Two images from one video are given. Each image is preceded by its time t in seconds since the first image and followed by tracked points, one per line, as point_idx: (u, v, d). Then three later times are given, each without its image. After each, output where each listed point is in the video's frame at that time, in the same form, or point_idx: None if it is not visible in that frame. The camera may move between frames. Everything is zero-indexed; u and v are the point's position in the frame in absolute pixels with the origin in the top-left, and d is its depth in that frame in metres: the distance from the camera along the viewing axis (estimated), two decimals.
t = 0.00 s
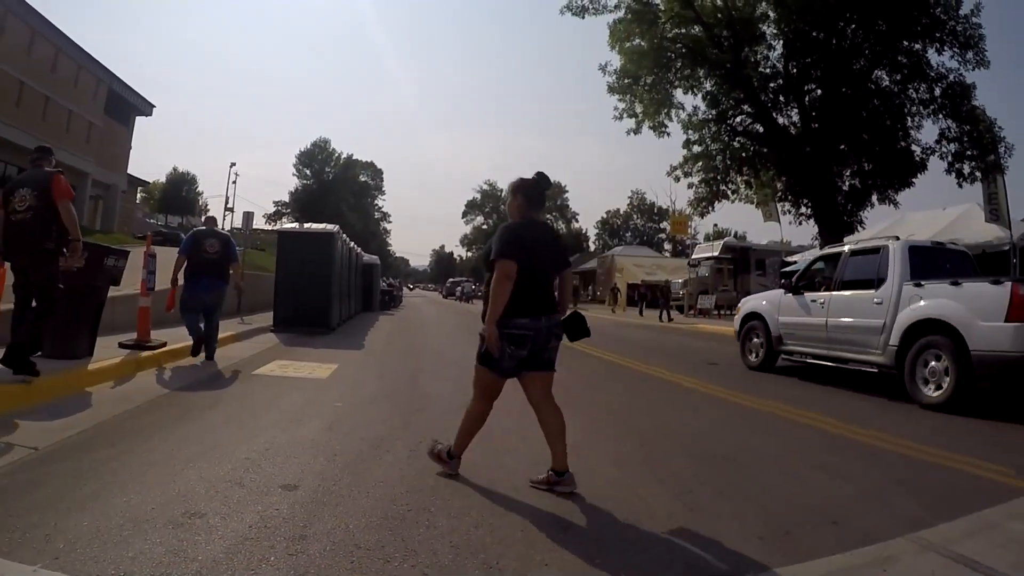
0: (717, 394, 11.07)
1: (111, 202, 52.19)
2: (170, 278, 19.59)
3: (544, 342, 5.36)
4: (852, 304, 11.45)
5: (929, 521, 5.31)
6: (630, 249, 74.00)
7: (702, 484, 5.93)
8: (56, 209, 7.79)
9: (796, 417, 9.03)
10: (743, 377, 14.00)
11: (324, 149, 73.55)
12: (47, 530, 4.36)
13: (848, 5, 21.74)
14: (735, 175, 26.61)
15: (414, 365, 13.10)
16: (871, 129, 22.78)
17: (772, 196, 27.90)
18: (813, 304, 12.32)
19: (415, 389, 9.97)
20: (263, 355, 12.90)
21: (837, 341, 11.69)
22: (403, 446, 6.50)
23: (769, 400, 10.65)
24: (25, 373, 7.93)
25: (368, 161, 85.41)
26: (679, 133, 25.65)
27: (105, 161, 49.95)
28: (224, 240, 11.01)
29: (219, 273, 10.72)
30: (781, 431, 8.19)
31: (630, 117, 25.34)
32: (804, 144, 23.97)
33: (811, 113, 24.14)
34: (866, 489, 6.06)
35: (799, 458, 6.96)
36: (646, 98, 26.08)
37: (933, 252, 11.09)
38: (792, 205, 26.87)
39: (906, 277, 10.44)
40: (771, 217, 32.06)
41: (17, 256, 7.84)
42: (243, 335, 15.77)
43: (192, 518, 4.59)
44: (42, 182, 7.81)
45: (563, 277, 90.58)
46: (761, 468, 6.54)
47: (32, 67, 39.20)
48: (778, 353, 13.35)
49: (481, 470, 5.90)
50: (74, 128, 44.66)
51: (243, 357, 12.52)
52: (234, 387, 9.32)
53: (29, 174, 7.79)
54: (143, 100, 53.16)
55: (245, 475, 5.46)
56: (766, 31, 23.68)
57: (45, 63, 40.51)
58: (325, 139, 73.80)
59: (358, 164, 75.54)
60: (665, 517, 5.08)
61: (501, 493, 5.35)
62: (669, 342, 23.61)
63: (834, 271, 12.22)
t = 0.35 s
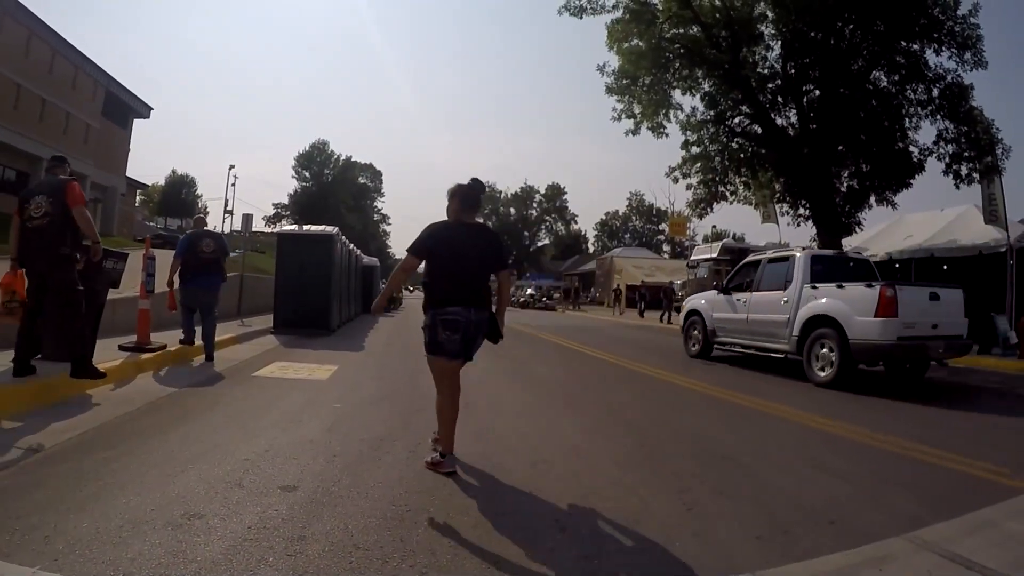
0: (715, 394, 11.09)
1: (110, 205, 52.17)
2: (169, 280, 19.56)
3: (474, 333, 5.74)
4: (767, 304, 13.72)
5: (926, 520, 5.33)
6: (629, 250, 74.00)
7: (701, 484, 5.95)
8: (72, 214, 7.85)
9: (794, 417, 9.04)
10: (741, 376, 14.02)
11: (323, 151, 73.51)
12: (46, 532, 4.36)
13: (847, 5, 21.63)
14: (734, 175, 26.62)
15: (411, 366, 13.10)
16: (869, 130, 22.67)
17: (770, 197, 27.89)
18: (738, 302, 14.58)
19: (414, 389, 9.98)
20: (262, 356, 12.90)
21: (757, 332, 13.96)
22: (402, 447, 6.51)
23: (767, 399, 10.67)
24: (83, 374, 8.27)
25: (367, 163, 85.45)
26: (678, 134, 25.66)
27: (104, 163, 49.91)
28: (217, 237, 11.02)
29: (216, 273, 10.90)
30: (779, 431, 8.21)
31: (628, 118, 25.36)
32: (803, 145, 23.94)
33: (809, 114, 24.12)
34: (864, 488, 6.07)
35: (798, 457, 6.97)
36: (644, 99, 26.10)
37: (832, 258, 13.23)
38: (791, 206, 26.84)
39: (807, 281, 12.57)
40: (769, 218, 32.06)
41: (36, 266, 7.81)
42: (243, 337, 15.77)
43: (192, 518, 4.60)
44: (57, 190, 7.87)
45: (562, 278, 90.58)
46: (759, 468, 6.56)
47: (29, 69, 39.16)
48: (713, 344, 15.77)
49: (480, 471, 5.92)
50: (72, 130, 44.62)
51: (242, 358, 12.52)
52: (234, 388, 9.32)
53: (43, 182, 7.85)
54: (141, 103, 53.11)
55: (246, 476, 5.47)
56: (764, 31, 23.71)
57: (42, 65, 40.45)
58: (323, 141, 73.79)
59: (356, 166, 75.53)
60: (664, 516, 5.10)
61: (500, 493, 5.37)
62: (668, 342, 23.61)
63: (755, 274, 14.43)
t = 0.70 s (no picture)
0: (716, 393, 11.06)
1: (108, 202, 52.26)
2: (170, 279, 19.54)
3: (435, 329, 6.46)
4: (709, 302, 15.78)
5: (928, 519, 5.34)
6: (627, 249, 73.89)
7: (704, 483, 5.96)
8: (109, 234, 8.06)
9: (796, 417, 9.03)
10: (742, 375, 14.02)
11: (321, 150, 73.54)
12: (52, 531, 4.36)
13: (842, 6, 21.59)
14: (730, 175, 26.62)
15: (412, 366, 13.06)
16: (864, 130, 22.72)
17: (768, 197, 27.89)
18: (683, 298, 16.86)
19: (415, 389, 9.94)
20: (262, 355, 12.88)
21: (702, 327, 16.00)
22: (404, 446, 6.51)
23: (767, 398, 10.65)
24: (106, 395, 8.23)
25: (365, 162, 85.49)
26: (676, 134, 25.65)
27: (102, 162, 49.92)
28: (205, 229, 12.09)
29: (205, 261, 11.97)
30: (781, 431, 8.20)
31: (624, 118, 25.38)
32: (799, 145, 23.91)
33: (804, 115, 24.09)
34: (866, 488, 6.08)
35: (800, 457, 6.98)
36: (640, 99, 26.12)
37: (760, 263, 15.30)
38: (788, 206, 26.82)
39: (736, 282, 14.65)
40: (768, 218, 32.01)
41: (74, 284, 7.89)
42: (243, 336, 15.76)
43: (196, 519, 4.59)
44: (97, 210, 8.08)
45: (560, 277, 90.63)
46: (760, 468, 6.57)
47: (27, 68, 39.19)
48: (665, 334, 18.13)
49: (484, 471, 5.90)
50: (69, 129, 44.63)
51: (242, 357, 12.48)
52: (235, 387, 9.31)
53: (83, 201, 8.06)
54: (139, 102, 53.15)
55: (249, 476, 5.46)
56: (759, 32, 23.80)
57: (39, 64, 40.42)
58: (321, 140, 73.85)
59: (354, 164, 75.48)
60: (667, 517, 5.11)
61: (504, 494, 5.35)
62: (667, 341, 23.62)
63: (697, 276, 16.58)
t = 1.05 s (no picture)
0: (713, 391, 11.08)
1: (107, 197, 52.17)
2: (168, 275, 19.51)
3: (394, 321, 7.29)
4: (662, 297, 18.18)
5: (927, 518, 5.37)
6: (623, 247, 73.74)
7: (704, 483, 5.97)
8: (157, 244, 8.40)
9: (794, 417, 9.06)
10: (738, 374, 14.05)
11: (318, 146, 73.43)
12: (53, 528, 4.36)
13: (835, 6, 21.47)
14: (726, 174, 26.61)
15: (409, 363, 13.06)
16: (859, 130, 22.62)
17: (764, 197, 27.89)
18: (640, 295, 19.35)
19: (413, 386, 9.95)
20: (261, 352, 12.88)
21: (656, 319, 18.43)
22: (404, 444, 6.52)
23: (764, 398, 10.68)
24: (106, 390, 8.27)
25: (362, 158, 85.36)
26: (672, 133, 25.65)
27: (101, 157, 49.82)
28: (201, 230, 12.15)
29: (203, 261, 12.13)
30: (778, 430, 8.23)
31: (620, 116, 25.38)
32: (794, 145, 23.90)
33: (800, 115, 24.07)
34: (866, 488, 6.09)
35: (799, 456, 7.01)
36: (636, 97, 26.12)
37: (704, 263, 17.67)
38: (784, 205, 26.82)
39: (679, 280, 17.06)
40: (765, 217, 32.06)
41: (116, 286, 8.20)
42: (241, 332, 15.74)
43: (197, 515, 4.59)
44: (143, 218, 8.39)
45: (556, 275, 90.58)
46: (758, 467, 6.59)
47: (26, 64, 39.07)
48: (626, 326, 20.69)
49: (482, 468, 5.92)
50: (69, 124, 44.52)
51: (241, 353, 12.47)
52: (235, 383, 9.32)
53: (130, 209, 8.33)
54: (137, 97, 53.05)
55: (250, 473, 5.47)
56: (754, 32, 23.72)
57: (38, 59, 40.29)
58: (318, 136, 73.76)
59: (351, 161, 75.36)
60: (667, 515, 5.12)
61: (503, 491, 5.37)
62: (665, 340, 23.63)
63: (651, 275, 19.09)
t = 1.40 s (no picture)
0: (709, 392, 11.19)
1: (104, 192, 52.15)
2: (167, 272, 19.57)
3: (389, 311, 8.19)
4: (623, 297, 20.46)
5: (918, 520, 5.51)
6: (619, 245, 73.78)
7: (700, 483, 6.09)
8: (187, 243, 8.86)
9: (789, 418, 9.18)
10: (734, 374, 14.18)
11: (315, 142, 73.37)
12: (61, 520, 4.46)
13: (825, 5, 21.53)
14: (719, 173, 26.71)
15: (408, 361, 13.15)
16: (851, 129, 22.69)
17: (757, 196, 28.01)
18: (605, 292, 21.95)
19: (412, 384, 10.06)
20: (261, 349, 12.98)
21: (615, 314, 21.12)
22: (404, 441, 6.62)
23: (760, 399, 10.80)
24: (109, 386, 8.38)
25: (359, 155, 85.32)
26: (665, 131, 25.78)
27: (99, 153, 49.76)
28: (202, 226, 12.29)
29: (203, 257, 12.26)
30: (773, 431, 8.35)
31: (613, 115, 25.53)
32: (787, 144, 23.99)
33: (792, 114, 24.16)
34: (860, 490, 6.22)
35: (792, 457, 7.14)
36: (628, 95, 26.27)
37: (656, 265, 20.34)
38: (777, 205, 26.94)
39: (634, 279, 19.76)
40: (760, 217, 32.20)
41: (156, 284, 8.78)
42: (240, 330, 15.82)
43: (201, 509, 4.70)
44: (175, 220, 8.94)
45: (552, 274, 90.59)
46: (752, 467, 6.71)
47: (24, 59, 38.99)
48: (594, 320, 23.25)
49: (482, 467, 6.03)
50: (67, 119, 44.48)
51: (241, 350, 12.56)
52: (236, 379, 9.42)
53: (161, 212, 8.91)
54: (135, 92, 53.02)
55: (251, 468, 5.57)
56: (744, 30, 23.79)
57: (36, 54, 40.24)
58: (314, 133, 73.69)
59: (348, 158, 75.35)
60: (663, 515, 5.24)
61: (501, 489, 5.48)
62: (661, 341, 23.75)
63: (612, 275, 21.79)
